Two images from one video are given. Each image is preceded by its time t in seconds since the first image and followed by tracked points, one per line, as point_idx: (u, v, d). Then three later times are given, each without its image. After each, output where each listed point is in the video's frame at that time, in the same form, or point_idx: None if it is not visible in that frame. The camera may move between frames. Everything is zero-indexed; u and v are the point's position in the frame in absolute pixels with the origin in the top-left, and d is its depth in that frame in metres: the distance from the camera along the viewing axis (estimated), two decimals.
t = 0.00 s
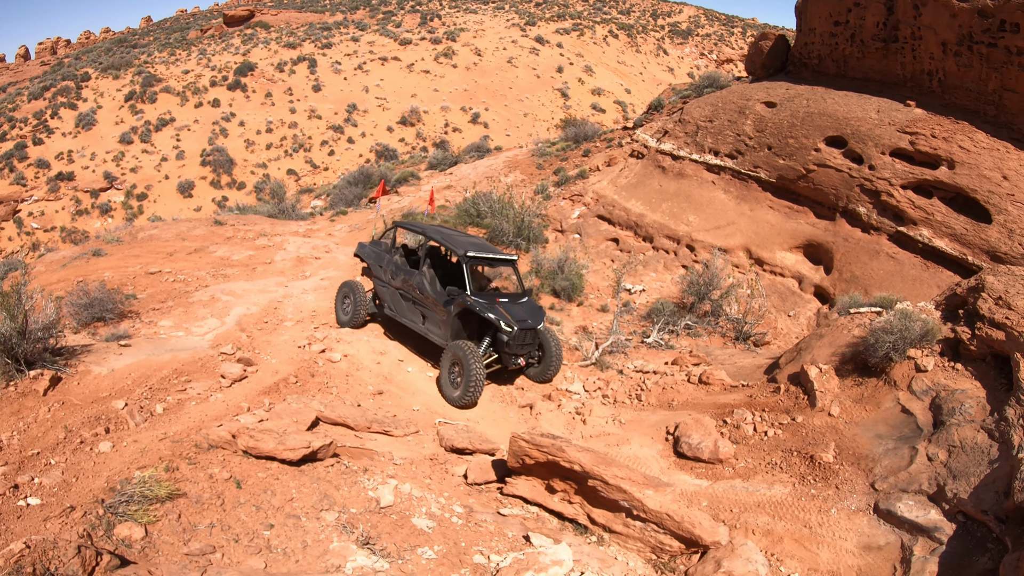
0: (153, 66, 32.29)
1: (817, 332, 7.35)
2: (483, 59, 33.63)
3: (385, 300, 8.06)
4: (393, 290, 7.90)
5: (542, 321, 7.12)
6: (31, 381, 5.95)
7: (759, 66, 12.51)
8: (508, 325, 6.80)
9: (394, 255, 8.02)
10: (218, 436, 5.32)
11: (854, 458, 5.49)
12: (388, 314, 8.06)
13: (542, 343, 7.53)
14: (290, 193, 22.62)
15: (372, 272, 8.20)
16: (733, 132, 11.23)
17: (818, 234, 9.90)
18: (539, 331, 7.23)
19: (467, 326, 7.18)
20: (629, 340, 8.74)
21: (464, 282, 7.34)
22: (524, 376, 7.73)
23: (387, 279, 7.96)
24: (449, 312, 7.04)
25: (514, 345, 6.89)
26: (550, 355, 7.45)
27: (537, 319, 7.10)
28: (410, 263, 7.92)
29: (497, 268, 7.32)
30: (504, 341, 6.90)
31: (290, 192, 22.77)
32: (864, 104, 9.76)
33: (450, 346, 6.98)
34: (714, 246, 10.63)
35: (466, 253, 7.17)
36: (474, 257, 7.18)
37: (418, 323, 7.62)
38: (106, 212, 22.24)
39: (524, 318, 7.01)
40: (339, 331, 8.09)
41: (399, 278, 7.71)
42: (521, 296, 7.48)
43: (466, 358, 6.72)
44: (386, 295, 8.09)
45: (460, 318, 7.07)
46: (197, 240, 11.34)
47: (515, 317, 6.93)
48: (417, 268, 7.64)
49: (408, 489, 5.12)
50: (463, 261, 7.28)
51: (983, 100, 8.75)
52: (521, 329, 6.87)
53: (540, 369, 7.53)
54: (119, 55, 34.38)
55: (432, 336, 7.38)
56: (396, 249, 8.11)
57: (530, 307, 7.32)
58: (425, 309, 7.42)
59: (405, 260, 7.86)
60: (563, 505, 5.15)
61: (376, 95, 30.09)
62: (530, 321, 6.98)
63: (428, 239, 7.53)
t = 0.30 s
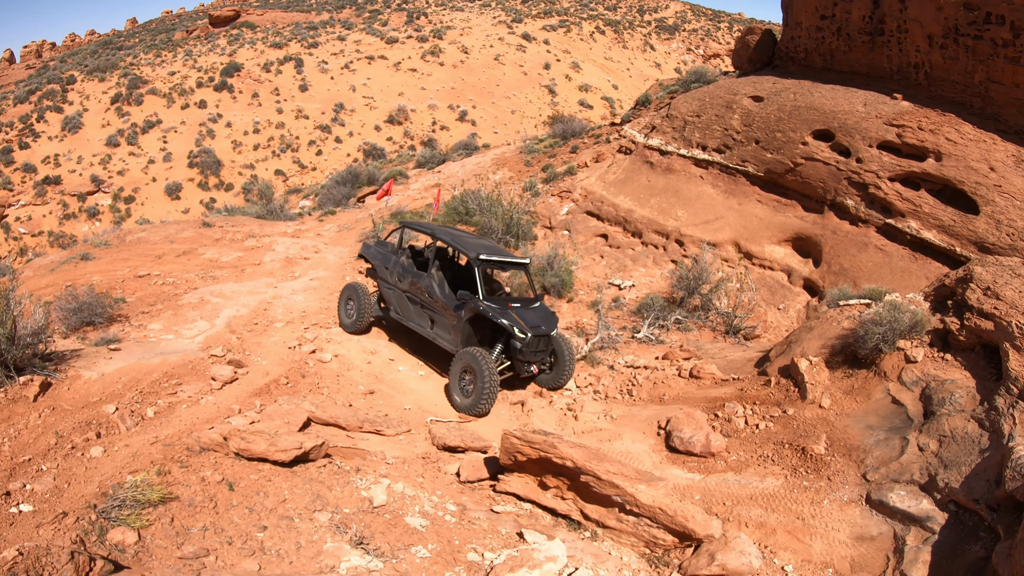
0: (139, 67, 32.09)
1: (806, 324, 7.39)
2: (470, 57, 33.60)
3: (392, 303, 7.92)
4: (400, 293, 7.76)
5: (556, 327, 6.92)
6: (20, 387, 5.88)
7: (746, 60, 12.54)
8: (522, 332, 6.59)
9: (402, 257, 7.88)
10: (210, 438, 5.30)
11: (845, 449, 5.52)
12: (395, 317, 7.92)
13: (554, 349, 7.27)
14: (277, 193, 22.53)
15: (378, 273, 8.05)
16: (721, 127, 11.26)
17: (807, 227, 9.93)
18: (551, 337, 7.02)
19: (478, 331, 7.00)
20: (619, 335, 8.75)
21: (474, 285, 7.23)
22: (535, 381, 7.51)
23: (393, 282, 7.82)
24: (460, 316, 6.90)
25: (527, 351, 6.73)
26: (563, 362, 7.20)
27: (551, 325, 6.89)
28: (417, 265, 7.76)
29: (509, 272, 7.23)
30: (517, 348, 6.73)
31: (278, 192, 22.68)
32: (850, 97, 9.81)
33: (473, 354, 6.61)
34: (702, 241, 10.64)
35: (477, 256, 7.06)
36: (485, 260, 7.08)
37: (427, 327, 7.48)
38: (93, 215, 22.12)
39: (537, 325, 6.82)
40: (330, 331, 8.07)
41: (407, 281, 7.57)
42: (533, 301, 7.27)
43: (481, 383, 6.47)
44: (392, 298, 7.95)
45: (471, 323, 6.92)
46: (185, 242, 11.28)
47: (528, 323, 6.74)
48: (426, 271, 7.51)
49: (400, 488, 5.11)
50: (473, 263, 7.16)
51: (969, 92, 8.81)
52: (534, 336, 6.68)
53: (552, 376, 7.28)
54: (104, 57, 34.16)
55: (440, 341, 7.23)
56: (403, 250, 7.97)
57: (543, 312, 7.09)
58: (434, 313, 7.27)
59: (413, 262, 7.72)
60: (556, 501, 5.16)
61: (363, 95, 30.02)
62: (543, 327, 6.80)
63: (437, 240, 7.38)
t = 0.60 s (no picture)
0: (123, 69, 31.88)
1: (795, 317, 7.43)
2: (456, 54, 33.55)
3: (394, 308, 7.74)
4: (402, 297, 7.58)
5: (565, 329, 6.80)
6: (8, 394, 5.79)
7: (732, 55, 12.56)
8: (532, 335, 6.46)
9: (403, 260, 7.71)
10: (200, 441, 5.27)
11: (836, 440, 5.56)
12: (397, 322, 7.76)
13: (565, 352, 7.10)
14: (264, 194, 22.44)
15: (378, 277, 7.87)
16: (707, 121, 11.29)
17: (794, 220, 9.97)
18: (562, 339, 6.88)
19: (486, 336, 6.89)
20: (609, 331, 8.77)
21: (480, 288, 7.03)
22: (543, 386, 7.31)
23: (395, 286, 7.64)
24: (467, 321, 6.77)
25: (538, 355, 6.58)
26: (574, 365, 7.03)
27: (561, 327, 6.78)
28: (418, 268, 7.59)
29: (515, 273, 7.01)
30: (528, 352, 6.56)
31: (264, 193, 22.59)
32: (835, 91, 9.86)
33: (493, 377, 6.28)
34: (690, 235, 10.65)
35: (483, 257, 6.85)
36: (491, 261, 6.87)
37: (431, 332, 7.32)
38: (79, 219, 21.97)
39: (547, 327, 6.69)
40: (319, 331, 8.04)
41: (409, 285, 7.41)
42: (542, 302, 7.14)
43: (490, 409, 6.36)
44: (394, 303, 7.77)
45: (479, 328, 6.79)
46: (172, 245, 11.22)
47: (538, 325, 6.60)
48: (429, 274, 7.35)
49: (392, 487, 5.10)
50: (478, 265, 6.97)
51: (954, 85, 8.89)
52: (545, 339, 6.56)
53: (561, 380, 7.11)
54: (87, 60, 33.92)
55: (447, 346, 7.08)
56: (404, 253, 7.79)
57: (552, 314, 6.97)
58: (439, 318, 7.11)
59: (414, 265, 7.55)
60: (548, 497, 5.16)
61: (349, 93, 29.93)
62: (553, 329, 6.68)
63: (440, 242, 7.19)
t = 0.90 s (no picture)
0: (94, 76, 31.54)
1: (772, 308, 7.51)
2: (428, 54, 33.54)
3: (384, 313, 7.60)
4: (393, 302, 7.46)
5: (565, 328, 6.72)
6: None
7: (704, 50, 12.63)
8: (532, 335, 6.36)
9: (392, 263, 7.59)
10: (181, 450, 5.21)
11: (815, 428, 5.63)
12: (389, 328, 7.63)
13: (565, 353, 7.02)
14: (239, 199, 22.30)
15: (367, 282, 7.74)
16: (681, 116, 11.35)
17: (769, 212, 10.05)
18: (561, 338, 6.81)
19: (483, 338, 6.76)
20: (587, 327, 8.81)
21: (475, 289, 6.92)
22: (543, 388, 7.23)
23: (385, 291, 7.51)
24: (463, 324, 6.65)
25: (539, 356, 6.49)
26: (575, 366, 6.97)
27: (560, 326, 6.70)
28: (408, 270, 7.47)
29: (509, 271, 6.92)
30: (529, 353, 6.46)
31: (240, 198, 22.44)
32: (808, 83, 9.96)
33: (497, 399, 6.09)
34: (666, 229, 10.69)
35: (477, 257, 6.76)
36: (485, 261, 6.77)
37: (425, 337, 7.20)
38: (53, 229, 21.74)
39: (546, 326, 6.59)
40: (297, 336, 7.99)
41: (400, 289, 7.29)
42: (539, 301, 7.04)
43: (488, 415, 6.17)
44: (385, 308, 7.63)
45: (475, 330, 6.67)
46: (148, 253, 11.10)
47: (537, 325, 6.50)
48: (420, 277, 7.24)
49: (374, 489, 5.08)
50: (472, 264, 6.86)
51: (925, 75, 9.02)
52: (545, 338, 6.46)
53: (563, 381, 7.04)
54: (56, 67, 33.48)
55: (443, 351, 6.95)
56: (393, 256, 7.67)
57: (550, 313, 6.89)
58: (433, 322, 6.99)
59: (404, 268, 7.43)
60: (530, 495, 5.18)
61: (322, 96, 29.80)
62: (553, 329, 6.59)
63: (430, 242, 7.07)
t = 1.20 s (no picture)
0: (61, 82, 31.17)
1: (744, 298, 7.63)
2: (397, 53, 33.52)
3: (373, 321, 7.42)
4: (381, 309, 7.29)
5: (561, 326, 6.57)
6: None
7: (673, 44, 12.71)
8: (530, 336, 6.17)
9: (378, 269, 7.40)
10: (156, 458, 5.16)
11: (789, 416, 5.71)
12: (378, 336, 7.44)
13: (564, 353, 6.91)
14: (211, 203, 22.13)
15: (352, 290, 7.55)
16: (649, 110, 11.43)
17: (739, 203, 10.13)
18: (559, 337, 6.67)
19: (478, 341, 6.57)
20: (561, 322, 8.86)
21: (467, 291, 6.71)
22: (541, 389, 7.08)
23: (372, 298, 7.32)
24: (457, 328, 6.47)
25: (538, 357, 6.30)
26: (573, 366, 6.85)
27: (557, 324, 6.53)
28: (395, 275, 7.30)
29: (502, 270, 6.69)
30: (527, 355, 6.26)
31: (211, 203, 22.27)
32: (776, 75, 10.06)
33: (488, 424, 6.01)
34: (637, 223, 10.75)
35: (468, 258, 6.51)
36: (476, 261, 6.55)
37: (417, 343, 7.03)
38: (22, 240, 21.48)
39: (544, 326, 6.42)
40: (271, 340, 7.94)
41: (388, 295, 7.11)
42: (533, 300, 6.87)
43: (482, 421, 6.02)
44: (373, 316, 7.45)
45: (470, 334, 6.48)
46: (119, 261, 10.97)
47: (534, 326, 6.31)
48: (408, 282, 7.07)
49: (351, 491, 5.07)
50: (463, 266, 6.64)
51: (892, 65, 9.18)
52: (543, 339, 6.28)
53: (561, 382, 6.90)
54: (19, 75, 33.02)
55: (436, 356, 6.78)
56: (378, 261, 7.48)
57: (545, 312, 6.72)
58: (425, 327, 6.82)
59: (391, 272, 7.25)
60: (507, 491, 5.20)
61: (291, 98, 29.62)
62: (550, 328, 6.42)
63: (418, 245, 6.88)
